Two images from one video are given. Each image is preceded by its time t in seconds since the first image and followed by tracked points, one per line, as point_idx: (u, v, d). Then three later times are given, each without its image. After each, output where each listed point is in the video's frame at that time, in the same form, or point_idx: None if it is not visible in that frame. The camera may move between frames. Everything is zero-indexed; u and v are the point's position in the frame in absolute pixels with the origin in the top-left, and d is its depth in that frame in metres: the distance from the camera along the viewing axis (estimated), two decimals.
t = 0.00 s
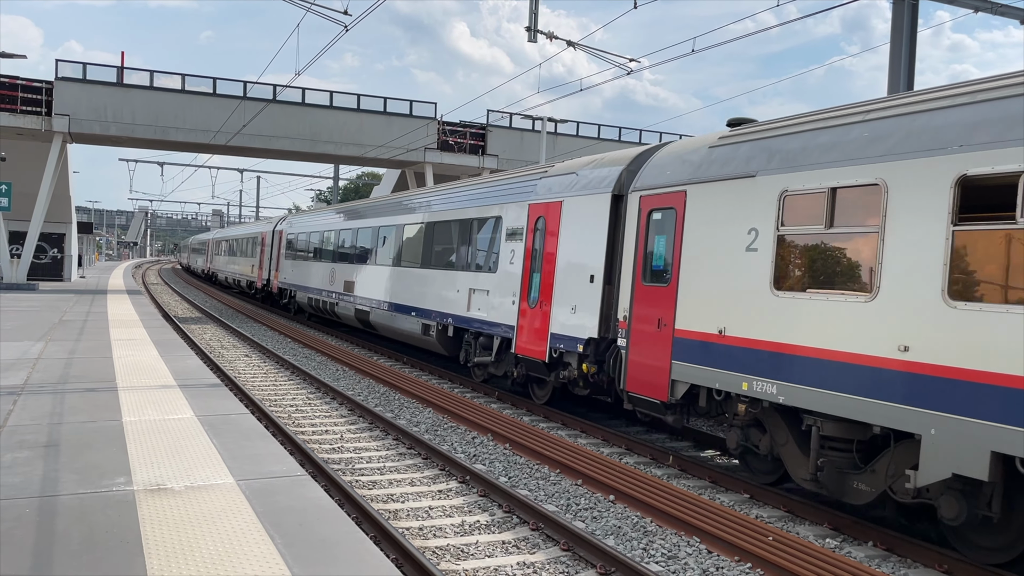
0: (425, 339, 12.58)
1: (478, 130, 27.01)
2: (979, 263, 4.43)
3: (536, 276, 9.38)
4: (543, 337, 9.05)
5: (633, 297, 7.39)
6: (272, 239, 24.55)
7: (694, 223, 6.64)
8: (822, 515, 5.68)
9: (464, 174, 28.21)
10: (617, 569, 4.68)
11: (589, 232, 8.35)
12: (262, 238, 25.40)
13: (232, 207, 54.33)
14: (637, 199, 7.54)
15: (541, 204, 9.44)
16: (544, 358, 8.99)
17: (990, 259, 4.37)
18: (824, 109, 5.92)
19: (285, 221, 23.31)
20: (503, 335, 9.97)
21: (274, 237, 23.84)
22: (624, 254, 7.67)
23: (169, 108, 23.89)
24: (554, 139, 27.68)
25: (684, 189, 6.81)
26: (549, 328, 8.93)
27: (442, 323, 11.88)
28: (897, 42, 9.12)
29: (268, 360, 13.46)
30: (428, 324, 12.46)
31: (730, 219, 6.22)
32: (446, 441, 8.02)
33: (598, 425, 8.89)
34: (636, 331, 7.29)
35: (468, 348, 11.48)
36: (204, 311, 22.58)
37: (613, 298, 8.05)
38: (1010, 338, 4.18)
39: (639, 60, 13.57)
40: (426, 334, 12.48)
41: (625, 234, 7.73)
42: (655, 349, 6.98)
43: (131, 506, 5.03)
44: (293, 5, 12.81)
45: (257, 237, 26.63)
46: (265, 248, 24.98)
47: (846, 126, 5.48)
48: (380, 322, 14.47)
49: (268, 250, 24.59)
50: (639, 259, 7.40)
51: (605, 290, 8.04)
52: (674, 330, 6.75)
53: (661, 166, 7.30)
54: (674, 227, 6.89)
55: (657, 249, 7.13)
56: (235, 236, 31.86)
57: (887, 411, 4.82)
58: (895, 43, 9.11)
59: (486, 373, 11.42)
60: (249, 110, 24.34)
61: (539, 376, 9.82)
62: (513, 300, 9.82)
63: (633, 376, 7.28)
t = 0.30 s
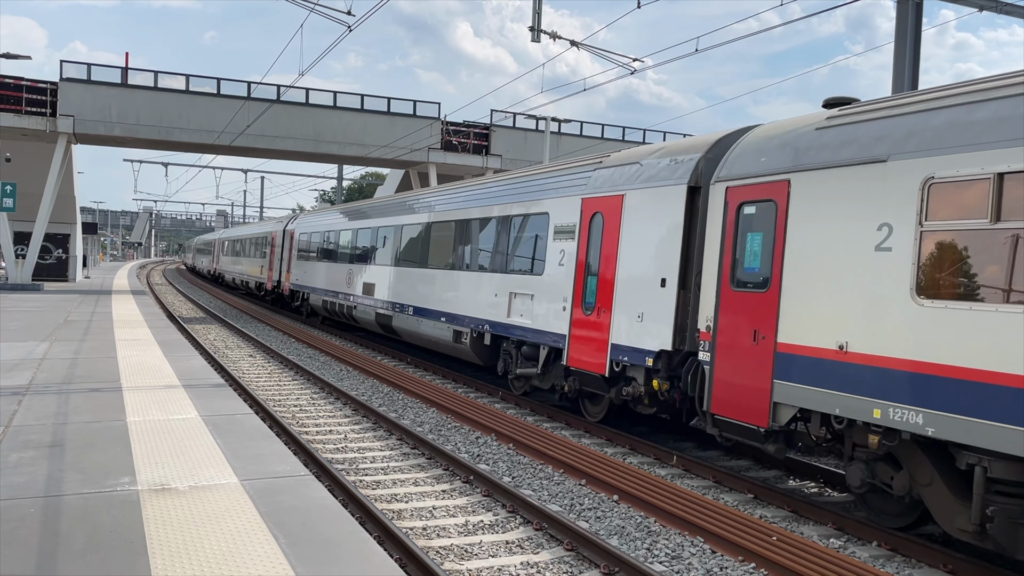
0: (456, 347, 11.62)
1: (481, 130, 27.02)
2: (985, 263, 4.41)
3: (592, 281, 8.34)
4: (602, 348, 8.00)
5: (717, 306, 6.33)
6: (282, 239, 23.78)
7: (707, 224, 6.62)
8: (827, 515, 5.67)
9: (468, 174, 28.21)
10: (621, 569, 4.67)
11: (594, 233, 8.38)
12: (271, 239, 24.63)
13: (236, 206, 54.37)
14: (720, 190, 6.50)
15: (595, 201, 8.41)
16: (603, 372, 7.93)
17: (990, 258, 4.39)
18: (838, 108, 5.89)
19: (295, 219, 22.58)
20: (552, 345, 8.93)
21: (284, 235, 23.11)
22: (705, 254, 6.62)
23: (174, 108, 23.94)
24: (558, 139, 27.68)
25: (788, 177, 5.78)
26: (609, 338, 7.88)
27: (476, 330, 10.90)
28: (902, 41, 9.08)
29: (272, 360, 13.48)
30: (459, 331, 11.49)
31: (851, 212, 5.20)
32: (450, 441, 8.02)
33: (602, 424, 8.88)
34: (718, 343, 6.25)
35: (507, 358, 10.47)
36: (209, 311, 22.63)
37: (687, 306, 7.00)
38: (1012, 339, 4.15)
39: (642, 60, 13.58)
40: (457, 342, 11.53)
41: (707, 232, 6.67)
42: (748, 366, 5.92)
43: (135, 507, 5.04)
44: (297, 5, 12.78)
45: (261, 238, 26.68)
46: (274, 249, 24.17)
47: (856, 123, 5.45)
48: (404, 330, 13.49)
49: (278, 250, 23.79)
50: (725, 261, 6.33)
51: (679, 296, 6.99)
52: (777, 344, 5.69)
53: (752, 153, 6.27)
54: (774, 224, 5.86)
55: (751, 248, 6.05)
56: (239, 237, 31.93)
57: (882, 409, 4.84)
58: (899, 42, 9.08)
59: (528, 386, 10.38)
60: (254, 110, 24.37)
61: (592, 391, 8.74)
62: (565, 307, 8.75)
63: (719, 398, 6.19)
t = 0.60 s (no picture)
0: (493, 357, 10.56)
1: (484, 130, 27.04)
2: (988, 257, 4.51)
3: (662, 284, 7.22)
4: (678, 361, 6.86)
5: (837, 316, 5.36)
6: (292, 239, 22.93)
7: (715, 223, 6.60)
8: (832, 515, 5.64)
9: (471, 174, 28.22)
10: (624, 568, 4.67)
11: (597, 232, 8.39)
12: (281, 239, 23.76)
13: (239, 206, 54.48)
14: (835, 177, 5.54)
15: (664, 191, 7.31)
16: (679, 391, 6.79)
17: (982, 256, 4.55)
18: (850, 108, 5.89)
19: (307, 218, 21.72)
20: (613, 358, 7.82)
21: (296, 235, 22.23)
22: (817, 254, 5.64)
23: (177, 109, 23.98)
24: (561, 139, 27.67)
25: (933, 161, 4.84)
26: (687, 350, 6.75)
27: (519, 338, 9.82)
28: (905, 40, 9.02)
29: (276, 360, 13.50)
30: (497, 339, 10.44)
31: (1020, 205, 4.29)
32: (453, 441, 8.01)
33: (605, 424, 8.88)
34: (837, 359, 5.33)
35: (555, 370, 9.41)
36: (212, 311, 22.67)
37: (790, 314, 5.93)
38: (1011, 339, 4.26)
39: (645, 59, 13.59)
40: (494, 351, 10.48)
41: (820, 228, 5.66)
42: (881, 389, 4.97)
43: (140, 506, 5.05)
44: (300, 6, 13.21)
45: (265, 238, 26.72)
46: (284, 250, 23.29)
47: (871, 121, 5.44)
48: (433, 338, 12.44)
49: (289, 251, 22.92)
50: (848, 262, 5.35)
51: (778, 301, 5.91)
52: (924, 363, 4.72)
53: (875, 131, 5.32)
54: (914, 219, 4.92)
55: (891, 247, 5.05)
56: (243, 237, 31.99)
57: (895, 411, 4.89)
58: (902, 41, 9.01)
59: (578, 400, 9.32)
60: (257, 110, 24.41)
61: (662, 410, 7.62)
62: (628, 314, 7.65)
63: (842, 425, 5.22)
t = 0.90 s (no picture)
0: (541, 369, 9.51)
1: (486, 130, 27.05)
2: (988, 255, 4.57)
3: (756, 289, 6.10)
4: (783, 381, 5.76)
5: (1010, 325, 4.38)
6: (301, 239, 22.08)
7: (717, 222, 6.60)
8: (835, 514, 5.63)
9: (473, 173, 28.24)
10: (628, 568, 4.66)
11: (599, 231, 8.39)
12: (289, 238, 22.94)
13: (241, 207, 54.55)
14: (1001, 158, 4.60)
15: (753, 182, 6.26)
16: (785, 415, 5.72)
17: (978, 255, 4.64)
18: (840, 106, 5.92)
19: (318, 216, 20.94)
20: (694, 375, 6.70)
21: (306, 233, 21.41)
22: (978, 250, 4.66)
23: (179, 109, 24.00)
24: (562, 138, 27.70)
25: None
26: (795, 368, 5.67)
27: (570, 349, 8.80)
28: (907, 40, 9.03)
29: (278, 360, 13.51)
30: (543, 349, 9.44)
31: None
32: (456, 441, 8.00)
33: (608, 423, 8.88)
34: (835, 358, 5.36)
35: (613, 385, 8.32)
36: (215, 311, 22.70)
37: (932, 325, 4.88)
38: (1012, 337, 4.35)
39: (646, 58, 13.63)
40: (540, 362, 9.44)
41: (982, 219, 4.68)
42: None
43: (144, 507, 5.05)
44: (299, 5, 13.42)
45: (267, 238, 26.75)
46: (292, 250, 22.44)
47: (868, 120, 5.45)
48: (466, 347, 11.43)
49: (297, 250, 22.04)
50: None
51: (868, 305, 5.17)
52: None
53: None
54: None
55: None
56: (245, 237, 32.01)
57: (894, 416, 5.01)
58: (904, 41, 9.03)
59: (640, 418, 8.24)
60: (259, 110, 24.43)
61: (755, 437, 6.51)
62: (712, 322, 6.56)
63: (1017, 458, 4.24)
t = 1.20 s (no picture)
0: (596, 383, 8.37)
1: (488, 130, 27.08)
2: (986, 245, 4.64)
3: (894, 294, 5.07)
4: (929, 405, 4.75)
5: None
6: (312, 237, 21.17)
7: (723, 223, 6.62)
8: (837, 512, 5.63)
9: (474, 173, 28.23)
10: (631, 567, 4.66)
11: (600, 231, 8.38)
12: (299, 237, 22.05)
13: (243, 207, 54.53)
14: None
15: (883, 165, 5.26)
16: (934, 450, 4.69)
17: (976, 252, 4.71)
18: (838, 102, 5.96)
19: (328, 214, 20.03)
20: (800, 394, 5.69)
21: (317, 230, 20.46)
22: None
23: (180, 110, 24.02)
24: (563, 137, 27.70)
25: None
26: (949, 393, 4.66)
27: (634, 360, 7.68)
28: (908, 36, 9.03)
29: (281, 360, 13.52)
30: (600, 360, 8.29)
31: None
32: (458, 440, 8.00)
33: (610, 422, 8.88)
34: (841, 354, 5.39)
35: (687, 403, 7.17)
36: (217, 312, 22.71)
37: None
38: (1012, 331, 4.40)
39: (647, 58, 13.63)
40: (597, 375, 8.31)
41: None
42: None
43: (148, 507, 5.06)
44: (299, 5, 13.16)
45: (268, 238, 26.75)
46: (302, 250, 21.49)
47: (864, 118, 5.49)
48: (503, 355, 10.36)
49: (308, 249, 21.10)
50: None
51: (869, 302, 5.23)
52: None
53: None
54: None
55: None
56: (246, 238, 32.05)
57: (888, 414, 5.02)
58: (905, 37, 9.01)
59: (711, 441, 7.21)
60: (260, 111, 24.45)
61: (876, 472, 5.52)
62: (785, 328, 5.89)
63: None
